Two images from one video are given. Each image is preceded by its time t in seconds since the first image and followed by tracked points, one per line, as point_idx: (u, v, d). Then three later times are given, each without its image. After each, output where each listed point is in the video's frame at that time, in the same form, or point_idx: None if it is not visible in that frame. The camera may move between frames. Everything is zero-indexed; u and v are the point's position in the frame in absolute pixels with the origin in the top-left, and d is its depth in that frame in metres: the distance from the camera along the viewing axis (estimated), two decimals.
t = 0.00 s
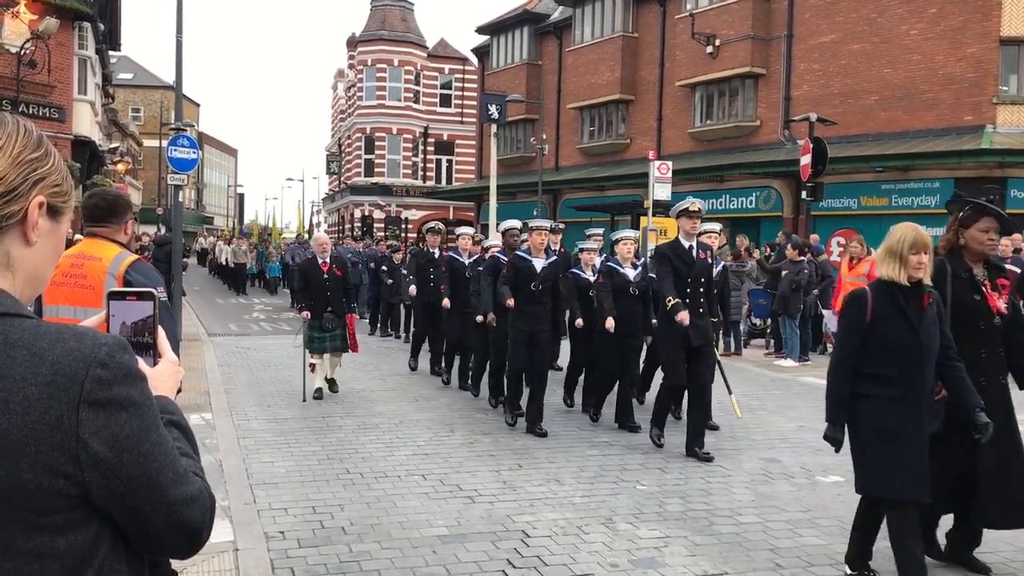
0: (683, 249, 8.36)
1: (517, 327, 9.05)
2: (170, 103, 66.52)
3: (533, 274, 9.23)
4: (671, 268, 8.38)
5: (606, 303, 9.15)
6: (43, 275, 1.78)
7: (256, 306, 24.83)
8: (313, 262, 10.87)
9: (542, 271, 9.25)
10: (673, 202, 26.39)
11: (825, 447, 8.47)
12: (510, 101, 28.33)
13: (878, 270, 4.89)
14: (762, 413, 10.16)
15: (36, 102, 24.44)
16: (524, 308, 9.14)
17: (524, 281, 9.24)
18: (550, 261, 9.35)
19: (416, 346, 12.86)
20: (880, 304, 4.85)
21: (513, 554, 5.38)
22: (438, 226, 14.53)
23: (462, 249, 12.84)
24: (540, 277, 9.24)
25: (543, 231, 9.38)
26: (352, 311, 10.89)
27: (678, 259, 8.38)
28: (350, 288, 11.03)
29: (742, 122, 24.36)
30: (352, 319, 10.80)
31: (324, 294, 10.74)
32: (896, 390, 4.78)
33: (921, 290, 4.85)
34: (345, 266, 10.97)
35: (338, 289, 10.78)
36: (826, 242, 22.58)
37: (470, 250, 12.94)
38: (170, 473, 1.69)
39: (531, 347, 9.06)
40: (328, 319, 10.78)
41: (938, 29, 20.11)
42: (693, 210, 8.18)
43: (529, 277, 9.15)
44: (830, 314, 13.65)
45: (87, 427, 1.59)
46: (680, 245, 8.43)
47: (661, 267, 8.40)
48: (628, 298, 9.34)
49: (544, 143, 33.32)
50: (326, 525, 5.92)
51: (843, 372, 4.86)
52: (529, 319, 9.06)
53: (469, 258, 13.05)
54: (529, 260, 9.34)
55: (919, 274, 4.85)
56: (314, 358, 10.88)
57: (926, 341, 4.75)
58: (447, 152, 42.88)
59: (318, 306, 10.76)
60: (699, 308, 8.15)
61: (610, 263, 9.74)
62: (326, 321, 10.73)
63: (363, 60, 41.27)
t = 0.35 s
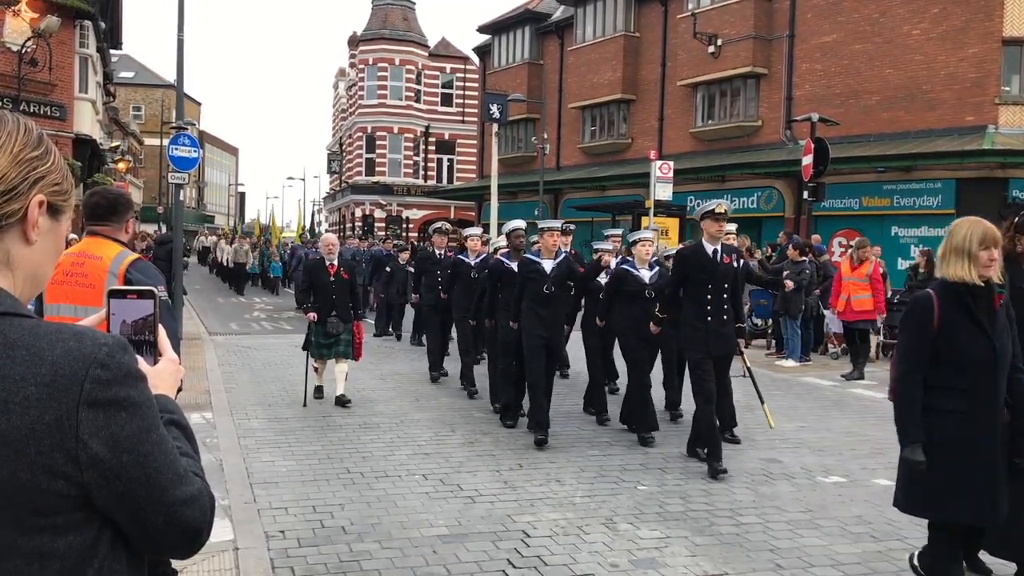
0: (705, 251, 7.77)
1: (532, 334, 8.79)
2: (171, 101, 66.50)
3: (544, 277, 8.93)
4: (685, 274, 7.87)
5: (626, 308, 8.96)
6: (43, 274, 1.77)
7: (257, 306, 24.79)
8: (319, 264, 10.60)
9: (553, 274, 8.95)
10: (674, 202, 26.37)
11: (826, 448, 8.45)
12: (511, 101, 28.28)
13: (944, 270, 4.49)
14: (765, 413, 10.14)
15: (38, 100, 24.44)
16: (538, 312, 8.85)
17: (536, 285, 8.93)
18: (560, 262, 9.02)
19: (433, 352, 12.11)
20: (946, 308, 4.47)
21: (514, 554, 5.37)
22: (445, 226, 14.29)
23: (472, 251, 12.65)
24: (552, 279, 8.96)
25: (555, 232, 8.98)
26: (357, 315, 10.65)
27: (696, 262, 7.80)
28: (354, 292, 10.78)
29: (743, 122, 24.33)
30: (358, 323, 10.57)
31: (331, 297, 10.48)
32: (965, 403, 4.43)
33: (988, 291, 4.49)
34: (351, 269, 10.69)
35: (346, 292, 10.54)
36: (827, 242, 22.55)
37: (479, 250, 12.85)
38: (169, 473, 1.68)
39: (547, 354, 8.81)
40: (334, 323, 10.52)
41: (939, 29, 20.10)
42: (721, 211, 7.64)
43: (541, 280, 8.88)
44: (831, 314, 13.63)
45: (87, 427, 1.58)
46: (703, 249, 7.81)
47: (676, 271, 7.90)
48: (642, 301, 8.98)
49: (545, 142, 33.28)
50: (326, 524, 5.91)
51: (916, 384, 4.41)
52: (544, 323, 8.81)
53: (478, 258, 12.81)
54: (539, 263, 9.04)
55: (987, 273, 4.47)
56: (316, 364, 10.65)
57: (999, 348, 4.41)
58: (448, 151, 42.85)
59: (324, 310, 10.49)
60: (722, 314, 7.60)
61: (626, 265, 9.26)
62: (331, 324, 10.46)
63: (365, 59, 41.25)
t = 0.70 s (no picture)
0: (726, 248, 7.33)
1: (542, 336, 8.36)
2: (173, 100, 66.54)
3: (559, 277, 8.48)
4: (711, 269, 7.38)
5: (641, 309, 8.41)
6: (45, 272, 1.77)
7: (258, 304, 24.80)
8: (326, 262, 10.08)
9: (569, 275, 8.50)
10: (675, 202, 26.37)
11: (828, 448, 8.46)
12: (513, 100, 28.27)
13: None
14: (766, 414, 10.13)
15: (40, 98, 24.47)
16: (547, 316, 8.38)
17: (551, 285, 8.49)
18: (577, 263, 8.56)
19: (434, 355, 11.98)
20: None
21: (515, 554, 5.36)
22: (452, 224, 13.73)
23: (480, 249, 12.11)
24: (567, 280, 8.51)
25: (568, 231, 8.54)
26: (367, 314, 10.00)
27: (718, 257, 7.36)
28: (364, 291, 10.22)
29: (745, 122, 24.31)
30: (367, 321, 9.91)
31: (337, 296, 9.91)
32: None
33: None
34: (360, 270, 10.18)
35: (353, 291, 9.95)
36: (829, 242, 22.53)
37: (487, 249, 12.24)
38: (171, 472, 1.68)
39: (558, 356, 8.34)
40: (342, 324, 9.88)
41: (942, 30, 20.09)
42: (740, 205, 7.21)
43: (556, 282, 8.41)
44: (832, 313, 13.60)
45: (88, 426, 1.58)
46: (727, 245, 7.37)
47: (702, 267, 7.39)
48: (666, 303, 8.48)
49: (546, 142, 33.29)
50: (327, 522, 5.91)
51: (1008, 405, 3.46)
52: (554, 326, 8.34)
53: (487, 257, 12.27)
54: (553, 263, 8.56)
55: None
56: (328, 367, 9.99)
57: None
58: (450, 150, 42.87)
59: (331, 309, 9.91)
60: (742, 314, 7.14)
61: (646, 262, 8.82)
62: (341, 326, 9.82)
63: (366, 58, 41.27)
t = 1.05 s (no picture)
0: (762, 251, 6.94)
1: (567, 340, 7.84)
2: (175, 100, 66.62)
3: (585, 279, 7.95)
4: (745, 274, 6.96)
5: (674, 305, 8.22)
6: (48, 271, 1.78)
7: (259, 304, 24.82)
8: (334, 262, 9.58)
9: (596, 277, 7.98)
10: (677, 202, 26.37)
11: (829, 449, 8.46)
12: (515, 100, 28.26)
13: None
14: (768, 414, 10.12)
15: (42, 98, 24.49)
16: (572, 321, 7.85)
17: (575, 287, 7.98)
18: (605, 265, 8.03)
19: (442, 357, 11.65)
20: None
21: (516, 554, 5.37)
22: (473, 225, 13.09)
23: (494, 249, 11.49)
24: (594, 282, 7.98)
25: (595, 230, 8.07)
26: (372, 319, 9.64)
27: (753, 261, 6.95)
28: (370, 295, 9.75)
29: (747, 122, 24.30)
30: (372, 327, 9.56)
31: (343, 300, 9.48)
32: None
33: None
34: (368, 271, 9.71)
35: (360, 295, 9.52)
36: (831, 243, 22.51)
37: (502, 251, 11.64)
38: (172, 472, 1.69)
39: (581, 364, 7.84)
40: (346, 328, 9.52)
41: (944, 30, 20.07)
42: (777, 205, 6.89)
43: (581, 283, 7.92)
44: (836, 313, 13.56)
45: (90, 425, 1.59)
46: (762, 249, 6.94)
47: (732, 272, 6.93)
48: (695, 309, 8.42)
49: (548, 142, 33.30)
50: (328, 522, 5.92)
51: None
52: (580, 330, 7.84)
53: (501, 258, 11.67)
54: (581, 264, 8.03)
55: None
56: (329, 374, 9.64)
57: None
58: (452, 150, 42.88)
59: (336, 313, 9.51)
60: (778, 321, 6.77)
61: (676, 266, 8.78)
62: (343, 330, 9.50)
63: (369, 58, 41.30)
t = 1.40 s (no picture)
0: (790, 253, 6.44)
1: (588, 348, 7.42)
2: (176, 101, 66.62)
3: (604, 284, 7.56)
4: (766, 274, 6.59)
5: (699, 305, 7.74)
6: (48, 272, 1.78)
7: (261, 305, 24.83)
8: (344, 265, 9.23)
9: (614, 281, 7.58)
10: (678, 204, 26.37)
11: (830, 451, 8.46)
12: (516, 101, 28.25)
13: None
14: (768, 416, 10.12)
15: (43, 99, 24.48)
16: (595, 324, 7.48)
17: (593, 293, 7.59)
18: (622, 267, 7.66)
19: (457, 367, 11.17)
20: None
21: (517, 556, 5.36)
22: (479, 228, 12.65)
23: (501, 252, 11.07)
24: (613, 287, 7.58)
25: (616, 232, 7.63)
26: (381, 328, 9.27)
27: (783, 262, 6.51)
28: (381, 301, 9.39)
29: (748, 124, 24.30)
30: (381, 338, 9.20)
31: (353, 306, 9.11)
32: None
33: None
34: (380, 277, 9.32)
35: (371, 303, 9.16)
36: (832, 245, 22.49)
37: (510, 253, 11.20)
38: (173, 472, 1.68)
39: (605, 372, 7.45)
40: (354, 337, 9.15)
41: (945, 32, 20.07)
42: (812, 205, 6.44)
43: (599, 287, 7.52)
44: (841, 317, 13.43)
45: (90, 426, 1.58)
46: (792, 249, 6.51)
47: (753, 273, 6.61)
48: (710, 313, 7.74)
49: (549, 143, 33.31)
50: (329, 524, 5.91)
51: None
52: (602, 336, 7.45)
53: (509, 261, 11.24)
54: (598, 268, 7.63)
55: None
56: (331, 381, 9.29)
57: None
58: (453, 152, 42.90)
59: (344, 319, 9.14)
60: (809, 329, 6.37)
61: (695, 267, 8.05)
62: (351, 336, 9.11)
63: (370, 59, 41.32)
